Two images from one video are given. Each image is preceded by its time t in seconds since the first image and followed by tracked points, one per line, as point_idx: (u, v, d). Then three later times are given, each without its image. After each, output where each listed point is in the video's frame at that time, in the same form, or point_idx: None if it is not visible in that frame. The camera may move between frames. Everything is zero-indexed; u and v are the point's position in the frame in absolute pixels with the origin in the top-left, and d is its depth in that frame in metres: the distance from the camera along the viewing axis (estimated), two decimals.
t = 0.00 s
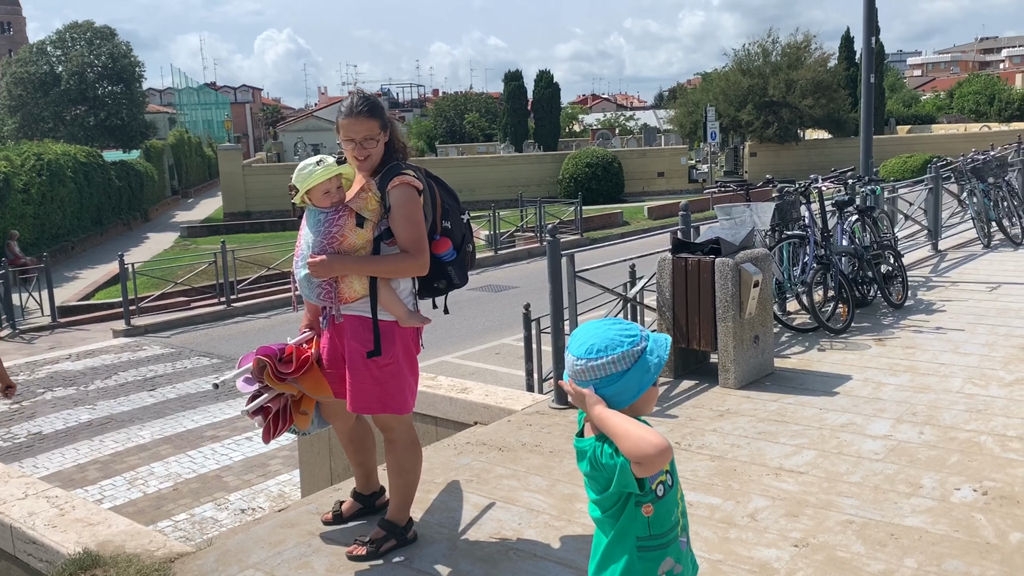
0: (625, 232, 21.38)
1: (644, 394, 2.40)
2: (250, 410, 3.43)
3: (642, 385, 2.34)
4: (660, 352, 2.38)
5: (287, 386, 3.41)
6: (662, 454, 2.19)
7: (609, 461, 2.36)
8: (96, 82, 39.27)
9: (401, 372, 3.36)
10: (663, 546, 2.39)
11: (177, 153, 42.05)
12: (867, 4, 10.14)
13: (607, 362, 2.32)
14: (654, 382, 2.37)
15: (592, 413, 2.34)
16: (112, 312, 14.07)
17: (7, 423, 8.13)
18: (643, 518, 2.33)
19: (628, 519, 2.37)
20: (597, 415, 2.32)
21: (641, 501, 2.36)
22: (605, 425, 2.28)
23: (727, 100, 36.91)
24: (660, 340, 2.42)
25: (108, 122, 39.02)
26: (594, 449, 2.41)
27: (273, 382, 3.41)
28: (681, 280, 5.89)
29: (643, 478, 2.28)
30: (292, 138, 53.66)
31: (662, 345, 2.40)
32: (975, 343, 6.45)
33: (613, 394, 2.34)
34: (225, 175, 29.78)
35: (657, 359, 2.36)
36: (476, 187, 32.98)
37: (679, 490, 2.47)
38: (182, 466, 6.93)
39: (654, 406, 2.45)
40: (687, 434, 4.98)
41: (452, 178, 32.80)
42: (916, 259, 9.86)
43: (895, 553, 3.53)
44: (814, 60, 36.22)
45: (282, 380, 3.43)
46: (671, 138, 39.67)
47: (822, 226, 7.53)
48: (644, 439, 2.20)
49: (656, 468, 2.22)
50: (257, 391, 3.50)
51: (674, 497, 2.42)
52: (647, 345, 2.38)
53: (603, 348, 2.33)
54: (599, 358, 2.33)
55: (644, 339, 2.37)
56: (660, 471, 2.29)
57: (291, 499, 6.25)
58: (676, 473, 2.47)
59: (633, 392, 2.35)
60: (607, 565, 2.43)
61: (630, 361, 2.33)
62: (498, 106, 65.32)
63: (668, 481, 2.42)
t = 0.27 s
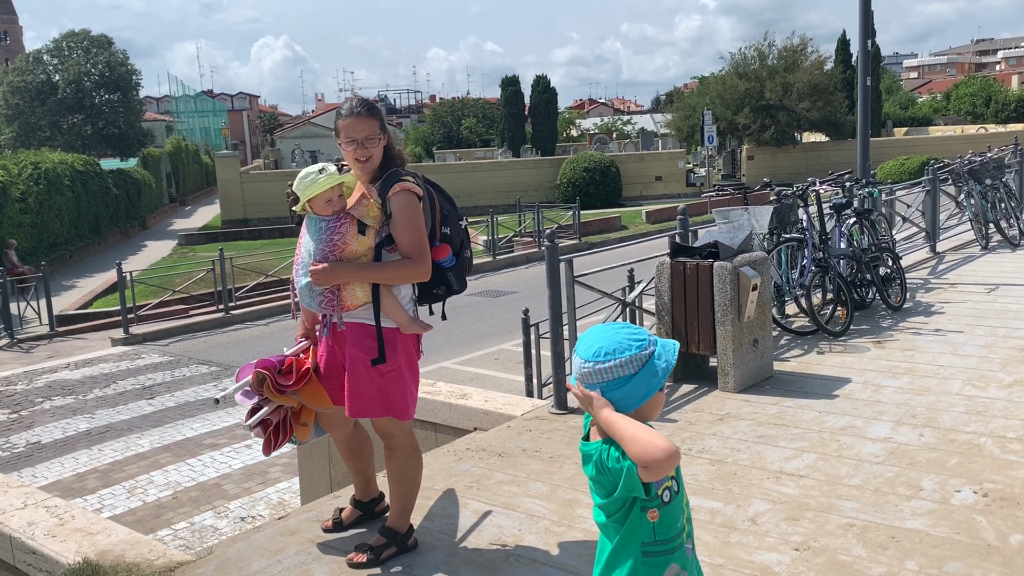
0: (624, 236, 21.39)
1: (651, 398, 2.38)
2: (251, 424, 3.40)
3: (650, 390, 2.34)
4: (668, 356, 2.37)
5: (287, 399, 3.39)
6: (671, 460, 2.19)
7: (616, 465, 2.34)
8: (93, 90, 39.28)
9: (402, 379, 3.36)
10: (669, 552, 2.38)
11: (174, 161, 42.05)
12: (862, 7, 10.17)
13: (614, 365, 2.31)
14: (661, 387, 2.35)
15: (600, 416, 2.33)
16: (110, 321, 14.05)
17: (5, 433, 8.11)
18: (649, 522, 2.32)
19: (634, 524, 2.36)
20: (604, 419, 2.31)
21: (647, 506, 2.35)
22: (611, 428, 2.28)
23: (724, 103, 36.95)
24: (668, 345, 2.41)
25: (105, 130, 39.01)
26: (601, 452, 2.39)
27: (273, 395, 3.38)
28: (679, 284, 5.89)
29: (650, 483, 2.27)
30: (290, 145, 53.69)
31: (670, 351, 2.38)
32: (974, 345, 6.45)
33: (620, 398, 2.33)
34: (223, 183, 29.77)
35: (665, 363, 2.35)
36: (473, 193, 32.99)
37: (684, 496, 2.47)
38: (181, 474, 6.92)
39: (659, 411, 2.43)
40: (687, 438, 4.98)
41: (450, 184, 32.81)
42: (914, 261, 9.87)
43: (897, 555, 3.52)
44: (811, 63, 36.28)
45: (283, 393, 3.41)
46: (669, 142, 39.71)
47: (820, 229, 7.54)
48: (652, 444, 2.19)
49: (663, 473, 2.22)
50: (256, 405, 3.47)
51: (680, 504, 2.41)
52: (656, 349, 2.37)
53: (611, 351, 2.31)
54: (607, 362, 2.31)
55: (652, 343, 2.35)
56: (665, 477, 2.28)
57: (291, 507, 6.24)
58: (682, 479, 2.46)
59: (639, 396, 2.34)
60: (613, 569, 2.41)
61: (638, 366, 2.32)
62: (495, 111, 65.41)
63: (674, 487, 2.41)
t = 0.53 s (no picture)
0: (623, 239, 21.41)
1: (657, 401, 2.37)
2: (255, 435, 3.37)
3: (657, 394, 2.33)
4: (676, 361, 2.36)
5: (290, 407, 3.38)
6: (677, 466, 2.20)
7: (620, 469, 2.34)
8: (92, 97, 39.31)
9: (405, 384, 3.37)
10: (672, 557, 2.38)
11: (173, 167, 42.08)
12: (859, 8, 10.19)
13: (622, 367, 2.30)
14: (668, 392, 2.34)
15: (607, 417, 2.32)
16: (110, 328, 14.05)
17: (6, 440, 8.11)
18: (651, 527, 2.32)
19: (636, 528, 2.36)
20: (612, 420, 2.30)
21: (650, 511, 2.35)
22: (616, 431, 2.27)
23: (722, 106, 37.01)
24: (677, 349, 2.40)
25: (103, 138, 39.03)
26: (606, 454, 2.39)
27: (276, 403, 3.36)
28: (679, 287, 5.90)
29: (654, 487, 2.27)
30: (288, 151, 53.76)
31: (679, 356, 2.37)
32: (974, 345, 6.46)
33: (627, 401, 2.32)
34: (222, 189, 29.80)
35: (673, 367, 2.34)
36: (473, 197, 32.99)
37: (689, 502, 2.46)
38: (182, 481, 6.91)
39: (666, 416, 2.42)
40: (688, 441, 4.98)
41: (449, 188, 32.83)
42: (913, 261, 9.87)
43: (899, 557, 3.53)
44: (808, 64, 36.35)
45: (285, 401, 3.39)
46: (667, 145, 39.75)
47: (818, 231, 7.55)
48: (657, 449, 2.20)
49: (667, 478, 2.21)
50: (258, 413, 3.45)
51: (683, 510, 2.41)
52: (664, 354, 2.36)
53: (620, 354, 2.31)
54: (616, 364, 2.31)
55: (661, 348, 2.34)
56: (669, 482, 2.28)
57: (292, 513, 6.24)
58: (687, 485, 2.45)
59: (647, 400, 2.33)
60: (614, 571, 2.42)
61: (647, 368, 2.31)
62: (493, 115, 65.50)
63: (678, 492, 2.41)
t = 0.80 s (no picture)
0: (619, 242, 21.43)
1: (654, 407, 2.36)
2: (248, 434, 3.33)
3: (655, 400, 2.33)
4: (676, 368, 2.35)
5: (282, 409, 3.38)
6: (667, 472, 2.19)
7: (614, 473, 2.34)
8: (87, 103, 39.26)
9: (402, 391, 3.37)
10: (664, 563, 2.38)
11: (169, 173, 42.03)
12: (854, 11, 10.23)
13: (620, 370, 2.30)
14: (665, 399, 2.34)
15: (601, 419, 2.32)
16: (106, 334, 14.03)
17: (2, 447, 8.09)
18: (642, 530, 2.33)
19: (628, 533, 2.37)
20: (605, 422, 2.30)
21: (642, 517, 2.35)
22: (611, 436, 2.28)
23: (717, 108, 37.07)
24: (678, 356, 2.39)
25: (99, 143, 38.95)
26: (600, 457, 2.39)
27: (268, 404, 3.36)
28: (674, 290, 5.91)
29: (644, 493, 2.27)
30: (284, 156, 53.74)
31: (680, 362, 2.38)
32: (969, 346, 6.47)
33: (623, 405, 2.32)
34: (218, 194, 29.78)
35: (672, 373, 2.34)
36: (469, 201, 32.99)
37: (685, 511, 2.45)
38: (179, 487, 6.90)
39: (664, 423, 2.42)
40: (685, 444, 4.98)
41: (445, 193, 32.82)
42: (909, 263, 9.89)
43: (895, 559, 3.53)
44: (803, 67, 36.44)
45: (278, 403, 3.39)
46: (663, 148, 39.81)
47: (813, 233, 7.56)
48: (648, 455, 2.20)
49: (657, 483, 2.21)
50: (248, 417, 3.42)
51: (679, 517, 2.40)
52: (664, 360, 2.36)
53: (619, 358, 2.31)
54: (614, 367, 2.31)
55: (661, 354, 2.33)
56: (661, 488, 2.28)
57: (289, 519, 6.23)
58: (683, 494, 2.44)
59: (645, 404, 2.33)
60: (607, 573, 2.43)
61: (645, 374, 2.31)
62: (489, 119, 65.56)
63: (673, 500, 2.39)
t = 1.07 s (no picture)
0: (611, 245, 21.46)
1: (647, 411, 2.36)
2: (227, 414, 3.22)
3: (648, 403, 2.33)
4: (670, 373, 2.35)
5: (259, 399, 3.21)
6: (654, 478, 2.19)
7: (602, 476, 2.34)
8: (77, 107, 39.13)
9: (393, 396, 3.37)
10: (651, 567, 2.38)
11: (159, 177, 41.89)
12: (843, 14, 10.28)
13: (613, 372, 2.30)
14: (658, 403, 2.34)
15: (592, 420, 2.31)
16: (96, 339, 13.97)
17: None
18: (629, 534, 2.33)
19: (614, 536, 2.37)
20: (596, 423, 2.30)
21: (629, 521, 2.35)
22: (600, 438, 2.28)
23: (709, 111, 37.18)
24: (673, 361, 2.39)
25: (89, 147, 38.77)
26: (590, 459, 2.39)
27: (245, 392, 3.21)
28: (666, 292, 5.92)
29: (630, 496, 2.27)
30: (276, 159, 53.65)
31: (674, 367, 2.37)
32: (959, 347, 6.50)
33: (615, 408, 2.32)
34: (209, 198, 29.70)
35: (667, 377, 2.33)
36: (461, 204, 32.99)
37: (675, 516, 2.45)
38: (170, 492, 6.87)
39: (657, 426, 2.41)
40: (677, 446, 4.99)
41: (437, 196, 32.79)
42: (899, 265, 9.94)
43: (886, 560, 3.54)
44: (794, 70, 36.59)
45: (256, 393, 3.24)
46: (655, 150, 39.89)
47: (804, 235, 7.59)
48: (634, 459, 2.19)
49: (644, 487, 2.21)
50: (223, 404, 3.27)
51: (668, 522, 2.40)
52: (659, 365, 2.35)
53: (613, 359, 2.31)
54: (609, 368, 2.30)
55: (656, 358, 2.33)
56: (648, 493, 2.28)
57: (280, 523, 6.21)
58: (673, 499, 2.44)
59: (637, 408, 2.32)
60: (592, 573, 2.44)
61: (639, 377, 2.31)
62: (481, 122, 65.60)
63: (662, 504, 2.40)
